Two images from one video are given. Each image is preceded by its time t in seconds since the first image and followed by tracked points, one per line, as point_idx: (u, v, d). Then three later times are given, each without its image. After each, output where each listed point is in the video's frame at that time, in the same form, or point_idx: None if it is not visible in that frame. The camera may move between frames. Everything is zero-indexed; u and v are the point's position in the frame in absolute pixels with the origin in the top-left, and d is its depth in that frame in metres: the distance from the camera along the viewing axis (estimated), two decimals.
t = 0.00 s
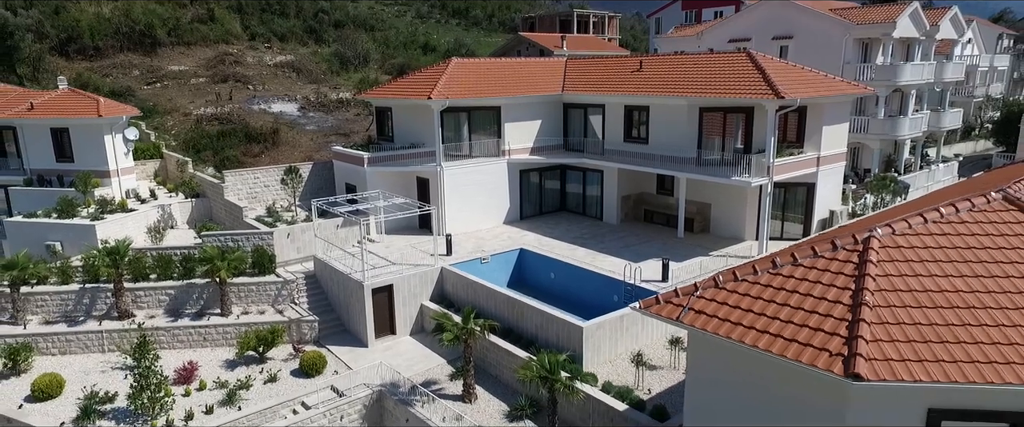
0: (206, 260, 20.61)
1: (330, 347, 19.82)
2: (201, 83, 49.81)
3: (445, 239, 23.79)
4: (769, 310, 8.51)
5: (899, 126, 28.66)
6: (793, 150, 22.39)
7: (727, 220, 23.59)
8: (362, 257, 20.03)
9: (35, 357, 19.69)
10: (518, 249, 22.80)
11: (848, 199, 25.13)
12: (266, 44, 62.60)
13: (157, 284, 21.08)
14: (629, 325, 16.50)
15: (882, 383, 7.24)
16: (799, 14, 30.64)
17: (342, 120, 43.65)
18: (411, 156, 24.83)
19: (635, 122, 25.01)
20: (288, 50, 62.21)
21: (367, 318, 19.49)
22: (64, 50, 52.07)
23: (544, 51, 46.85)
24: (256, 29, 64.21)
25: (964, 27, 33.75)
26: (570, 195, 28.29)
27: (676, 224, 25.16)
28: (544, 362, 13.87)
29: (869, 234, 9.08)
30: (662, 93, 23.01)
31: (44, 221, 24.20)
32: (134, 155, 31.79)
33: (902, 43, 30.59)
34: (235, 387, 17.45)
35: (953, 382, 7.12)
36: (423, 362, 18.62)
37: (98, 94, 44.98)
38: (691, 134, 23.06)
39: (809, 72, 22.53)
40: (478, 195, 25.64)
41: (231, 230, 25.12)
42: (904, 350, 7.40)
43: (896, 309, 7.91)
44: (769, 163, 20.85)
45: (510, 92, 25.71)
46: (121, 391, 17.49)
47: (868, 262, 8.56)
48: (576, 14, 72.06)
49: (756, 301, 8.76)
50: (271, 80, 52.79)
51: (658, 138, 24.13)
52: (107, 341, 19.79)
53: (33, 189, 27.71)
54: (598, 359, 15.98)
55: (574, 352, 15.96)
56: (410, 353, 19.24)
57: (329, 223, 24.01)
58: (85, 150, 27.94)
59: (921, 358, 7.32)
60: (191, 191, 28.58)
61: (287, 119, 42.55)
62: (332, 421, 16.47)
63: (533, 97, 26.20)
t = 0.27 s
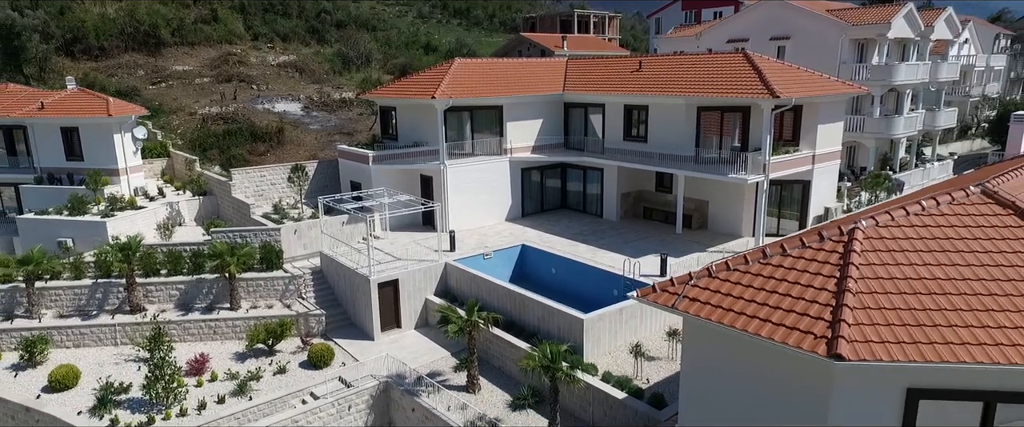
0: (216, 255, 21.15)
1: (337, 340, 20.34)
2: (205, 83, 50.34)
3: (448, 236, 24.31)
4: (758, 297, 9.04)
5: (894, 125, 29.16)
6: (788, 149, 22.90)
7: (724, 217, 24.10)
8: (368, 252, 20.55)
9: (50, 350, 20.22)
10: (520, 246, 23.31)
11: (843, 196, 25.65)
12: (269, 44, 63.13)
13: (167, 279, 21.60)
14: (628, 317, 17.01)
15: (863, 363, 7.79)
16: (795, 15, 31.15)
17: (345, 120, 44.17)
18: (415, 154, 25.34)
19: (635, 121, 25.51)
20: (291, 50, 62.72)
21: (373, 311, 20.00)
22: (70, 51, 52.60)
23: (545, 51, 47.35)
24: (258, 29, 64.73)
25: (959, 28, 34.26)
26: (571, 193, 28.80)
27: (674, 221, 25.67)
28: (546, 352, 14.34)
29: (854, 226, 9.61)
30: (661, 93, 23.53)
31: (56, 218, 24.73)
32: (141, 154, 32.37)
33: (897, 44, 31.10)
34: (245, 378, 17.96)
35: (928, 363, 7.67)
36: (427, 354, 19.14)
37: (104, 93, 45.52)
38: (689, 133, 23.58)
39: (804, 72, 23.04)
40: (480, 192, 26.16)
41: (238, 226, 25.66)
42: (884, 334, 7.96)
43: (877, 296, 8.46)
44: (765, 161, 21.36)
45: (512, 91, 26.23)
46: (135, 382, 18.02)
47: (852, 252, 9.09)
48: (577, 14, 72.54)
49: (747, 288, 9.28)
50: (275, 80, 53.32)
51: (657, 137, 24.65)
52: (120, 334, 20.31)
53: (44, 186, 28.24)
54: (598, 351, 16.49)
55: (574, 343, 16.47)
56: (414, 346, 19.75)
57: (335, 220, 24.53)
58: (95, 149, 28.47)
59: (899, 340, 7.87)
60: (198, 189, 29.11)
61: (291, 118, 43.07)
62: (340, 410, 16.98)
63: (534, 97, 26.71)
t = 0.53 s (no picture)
0: (223, 253, 21.53)
1: (342, 337, 20.70)
2: (208, 83, 50.72)
3: (451, 234, 24.67)
4: (752, 290, 9.41)
5: (891, 125, 29.50)
6: (786, 148, 23.26)
7: (723, 216, 24.48)
8: (373, 250, 20.91)
9: (61, 346, 20.58)
10: (522, 244, 23.68)
11: (841, 195, 25.99)
12: (271, 45, 63.52)
13: (176, 277, 21.97)
14: (628, 314, 17.39)
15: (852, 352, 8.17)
16: (793, 16, 31.51)
17: (348, 120, 44.55)
18: (418, 154, 25.70)
19: (635, 121, 25.87)
20: (293, 51, 63.08)
21: (378, 308, 20.36)
22: (74, 52, 52.98)
23: (546, 51, 47.72)
24: (261, 30, 65.12)
25: (956, 28, 34.61)
26: (572, 192, 29.16)
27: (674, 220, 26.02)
28: (548, 346, 14.68)
29: (845, 222, 9.99)
30: (661, 93, 23.88)
31: (65, 217, 25.10)
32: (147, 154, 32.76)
33: (894, 45, 31.44)
34: (253, 374, 18.33)
35: (914, 352, 8.03)
36: (431, 350, 19.51)
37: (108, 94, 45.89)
38: (689, 132, 23.92)
39: (801, 73, 23.42)
40: (482, 192, 26.53)
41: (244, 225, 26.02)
42: (872, 325, 8.33)
43: (866, 290, 8.83)
44: (763, 160, 21.74)
45: (514, 92, 26.59)
46: (145, 377, 18.38)
47: (843, 247, 9.47)
48: (577, 15, 72.90)
49: (742, 282, 9.65)
50: (277, 81, 53.71)
51: (657, 137, 25.00)
52: (129, 331, 20.66)
53: (52, 186, 28.61)
54: (599, 346, 16.85)
55: (575, 338, 16.84)
56: (419, 342, 20.12)
57: (339, 219, 24.90)
58: (102, 149, 28.84)
59: (886, 331, 8.24)
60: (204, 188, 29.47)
61: (294, 119, 43.44)
62: (346, 405, 17.33)
63: (535, 98, 27.08)
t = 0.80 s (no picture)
0: (228, 251, 21.88)
1: (346, 333, 21.05)
2: (211, 83, 51.07)
3: (453, 232, 25.02)
4: (745, 283, 9.76)
5: (887, 124, 29.84)
6: (782, 148, 23.61)
7: (720, 214, 24.83)
8: (376, 248, 21.27)
9: (69, 343, 20.93)
10: (522, 242, 24.03)
11: (837, 194, 26.34)
12: (273, 45, 63.89)
13: (181, 274, 22.31)
14: (627, 310, 17.74)
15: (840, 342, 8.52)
16: (791, 17, 31.85)
17: (350, 120, 44.90)
18: (420, 153, 26.05)
19: (634, 121, 26.21)
20: (294, 51, 63.44)
21: (381, 305, 20.71)
22: (77, 52, 53.34)
23: (547, 52, 48.06)
24: (262, 30, 65.48)
25: (952, 29, 34.95)
26: (572, 191, 29.51)
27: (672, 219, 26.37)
28: (548, 341, 15.01)
29: (835, 218, 10.33)
30: (659, 93, 24.23)
31: (72, 216, 25.45)
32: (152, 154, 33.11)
33: (891, 45, 31.78)
34: (259, 369, 18.67)
35: (899, 341, 8.37)
36: (433, 346, 19.86)
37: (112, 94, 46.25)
38: (687, 132, 24.25)
39: (798, 74, 23.77)
40: (483, 191, 26.88)
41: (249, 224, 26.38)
42: (859, 316, 8.68)
43: (854, 283, 9.18)
44: (759, 160, 22.12)
45: (514, 92, 26.93)
46: (152, 372, 18.73)
47: (832, 242, 9.81)
48: (577, 15, 73.22)
49: (735, 276, 10.00)
50: (280, 81, 54.07)
51: (656, 136, 25.36)
52: (136, 328, 21.01)
53: (58, 185, 28.96)
54: (598, 341, 17.20)
55: (575, 334, 17.19)
56: (421, 338, 20.47)
57: (342, 217, 25.25)
58: (108, 148, 29.20)
59: (872, 322, 8.59)
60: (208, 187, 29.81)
61: (296, 119, 43.80)
62: (350, 399, 17.66)
63: (536, 98, 27.42)
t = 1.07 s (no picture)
0: (232, 248, 22.24)
1: (347, 328, 21.40)
2: (213, 83, 51.45)
3: (453, 230, 25.38)
4: (734, 275, 10.12)
5: (883, 124, 30.18)
6: (777, 146, 23.97)
7: (717, 212, 25.18)
8: (378, 245, 21.64)
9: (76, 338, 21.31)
10: (521, 240, 24.39)
11: (832, 193, 26.69)
12: (274, 46, 64.27)
13: (186, 271, 22.68)
14: (623, 305, 18.10)
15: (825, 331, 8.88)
16: (788, 17, 32.20)
17: (351, 120, 45.26)
18: (421, 152, 26.41)
19: (632, 120, 26.56)
20: (296, 52, 63.80)
21: (382, 301, 21.06)
22: (80, 53, 53.74)
23: (546, 52, 48.41)
24: (264, 31, 65.87)
25: (947, 30, 35.26)
26: (571, 190, 29.86)
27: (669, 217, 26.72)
28: (546, 335, 15.33)
29: (821, 213, 10.67)
30: (656, 93, 24.58)
31: (77, 214, 25.83)
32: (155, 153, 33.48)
33: (887, 45, 32.12)
34: (262, 363, 19.02)
35: (880, 330, 8.72)
36: (434, 341, 20.22)
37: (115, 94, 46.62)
38: (684, 131, 24.59)
39: (792, 74, 24.16)
40: (483, 189, 27.23)
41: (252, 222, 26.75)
42: (842, 306, 9.04)
43: (838, 275, 9.54)
44: (754, 158, 22.51)
45: (513, 92, 27.30)
46: (158, 366, 19.09)
47: (818, 236, 10.17)
48: (577, 15, 73.53)
49: (725, 268, 10.36)
50: (281, 81, 54.44)
51: (653, 136, 25.71)
52: (142, 323, 21.38)
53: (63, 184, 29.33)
54: (595, 336, 17.56)
55: (572, 328, 17.55)
56: (421, 334, 20.83)
57: (344, 215, 25.61)
58: (113, 148, 29.59)
59: (854, 312, 8.94)
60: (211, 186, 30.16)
61: (298, 119, 44.15)
62: (352, 393, 17.99)
63: (535, 98, 27.79)
